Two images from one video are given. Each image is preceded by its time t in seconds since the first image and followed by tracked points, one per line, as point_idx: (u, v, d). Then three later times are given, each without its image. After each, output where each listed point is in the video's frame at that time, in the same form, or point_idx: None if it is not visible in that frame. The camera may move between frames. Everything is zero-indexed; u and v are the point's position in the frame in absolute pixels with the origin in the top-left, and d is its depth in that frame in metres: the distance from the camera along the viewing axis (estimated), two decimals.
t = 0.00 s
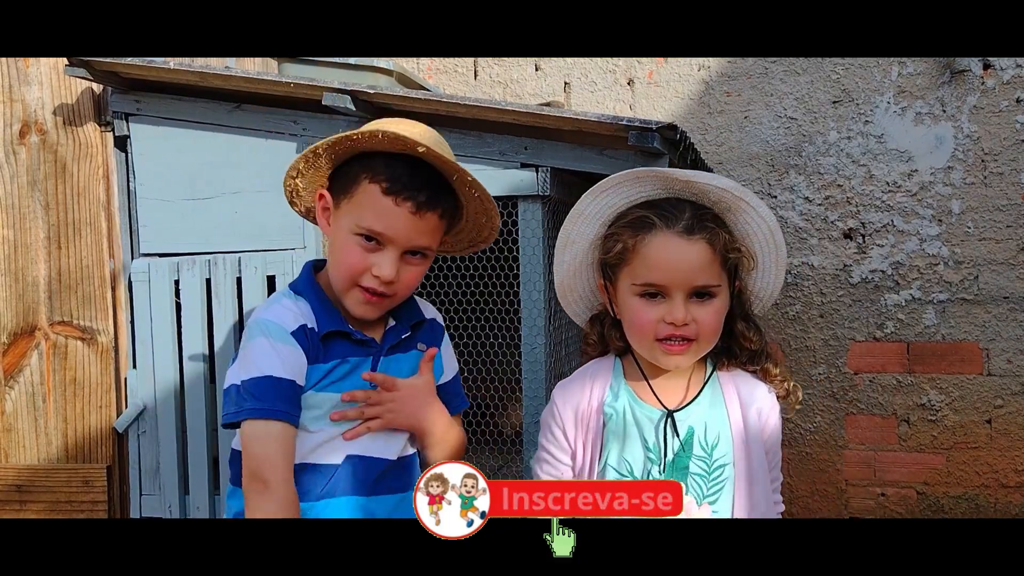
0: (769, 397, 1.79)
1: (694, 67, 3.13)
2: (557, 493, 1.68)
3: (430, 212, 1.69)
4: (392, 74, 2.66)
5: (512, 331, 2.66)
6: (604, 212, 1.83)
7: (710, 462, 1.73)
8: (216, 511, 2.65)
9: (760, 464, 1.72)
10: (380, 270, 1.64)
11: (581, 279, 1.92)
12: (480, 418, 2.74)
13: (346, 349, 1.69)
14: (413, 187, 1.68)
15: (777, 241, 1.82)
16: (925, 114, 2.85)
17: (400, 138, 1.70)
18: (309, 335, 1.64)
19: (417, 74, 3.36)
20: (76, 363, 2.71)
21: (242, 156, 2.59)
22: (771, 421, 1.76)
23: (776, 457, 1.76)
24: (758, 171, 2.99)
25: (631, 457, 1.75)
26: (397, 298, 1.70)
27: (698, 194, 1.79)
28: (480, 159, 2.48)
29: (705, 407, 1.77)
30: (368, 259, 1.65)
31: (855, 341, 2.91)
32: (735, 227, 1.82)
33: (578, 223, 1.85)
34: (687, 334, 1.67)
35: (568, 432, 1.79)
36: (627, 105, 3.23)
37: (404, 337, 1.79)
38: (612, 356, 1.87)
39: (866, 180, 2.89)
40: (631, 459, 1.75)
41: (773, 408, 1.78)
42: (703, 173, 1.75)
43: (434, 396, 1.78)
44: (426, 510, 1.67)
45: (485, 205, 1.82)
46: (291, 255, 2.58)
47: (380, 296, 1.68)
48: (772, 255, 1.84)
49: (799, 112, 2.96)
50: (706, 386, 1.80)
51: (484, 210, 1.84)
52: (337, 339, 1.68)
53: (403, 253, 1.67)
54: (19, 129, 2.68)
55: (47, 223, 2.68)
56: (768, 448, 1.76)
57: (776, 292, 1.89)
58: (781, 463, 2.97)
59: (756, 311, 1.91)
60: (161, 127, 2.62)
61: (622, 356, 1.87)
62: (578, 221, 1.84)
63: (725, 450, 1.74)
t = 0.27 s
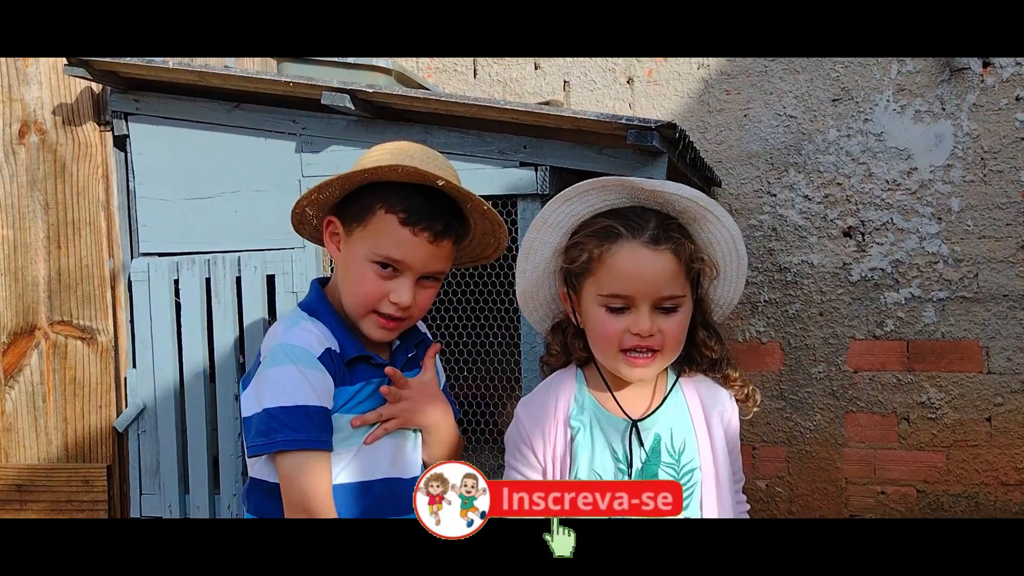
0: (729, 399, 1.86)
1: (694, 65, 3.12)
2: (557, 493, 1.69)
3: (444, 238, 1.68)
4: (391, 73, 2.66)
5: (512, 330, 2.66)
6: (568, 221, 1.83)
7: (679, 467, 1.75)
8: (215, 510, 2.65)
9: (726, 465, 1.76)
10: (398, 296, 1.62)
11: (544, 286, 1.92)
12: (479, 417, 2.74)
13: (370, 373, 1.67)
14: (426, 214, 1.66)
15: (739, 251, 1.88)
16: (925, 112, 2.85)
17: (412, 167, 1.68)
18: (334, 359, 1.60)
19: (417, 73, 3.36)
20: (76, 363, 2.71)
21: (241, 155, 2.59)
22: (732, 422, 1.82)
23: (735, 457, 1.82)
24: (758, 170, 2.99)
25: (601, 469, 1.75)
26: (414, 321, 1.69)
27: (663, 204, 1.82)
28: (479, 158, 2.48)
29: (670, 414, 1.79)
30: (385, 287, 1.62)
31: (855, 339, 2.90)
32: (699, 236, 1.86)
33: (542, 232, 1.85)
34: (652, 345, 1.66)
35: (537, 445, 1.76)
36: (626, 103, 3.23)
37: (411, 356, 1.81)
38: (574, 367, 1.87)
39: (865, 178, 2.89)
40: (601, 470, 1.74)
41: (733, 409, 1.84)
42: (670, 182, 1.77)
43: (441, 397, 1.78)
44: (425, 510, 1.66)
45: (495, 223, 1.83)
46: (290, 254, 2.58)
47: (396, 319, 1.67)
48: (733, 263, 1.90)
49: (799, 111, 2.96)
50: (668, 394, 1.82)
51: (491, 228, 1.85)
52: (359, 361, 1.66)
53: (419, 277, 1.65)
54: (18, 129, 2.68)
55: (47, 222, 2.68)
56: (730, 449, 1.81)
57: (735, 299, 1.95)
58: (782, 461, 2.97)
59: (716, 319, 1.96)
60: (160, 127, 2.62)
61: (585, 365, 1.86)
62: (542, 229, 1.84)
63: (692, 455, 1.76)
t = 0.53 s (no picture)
0: (713, 395, 1.86)
1: (693, 64, 3.11)
2: (557, 493, 1.72)
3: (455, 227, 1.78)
4: (389, 73, 2.66)
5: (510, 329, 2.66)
6: (543, 227, 1.83)
7: (665, 467, 1.75)
8: (215, 511, 2.65)
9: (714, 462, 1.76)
10: (413, 287, 1.73)
11: (522, 292, 1.92)
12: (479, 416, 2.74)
13: (387, 365, 1.76)
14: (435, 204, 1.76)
15: (715, 247, 1.87)
16: (924, 110, 2.85)
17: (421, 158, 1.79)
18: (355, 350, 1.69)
19: (415, 72, 3.36)
20: (75, 363, 2.71)
21: (240, 155, 2.59)
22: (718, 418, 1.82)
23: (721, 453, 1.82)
24: (757, 169, 2.99)
25: (587, 472, 1.74)
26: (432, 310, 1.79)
27: (639, 206, 1.80)
28: (477, 157, 2.48)
29: (654, 414, 1.79)
30: (401, 277, 1.73)
31: (854, 338, 2.90)
32: (675, 235, 1.85)
33: (516, 240, 1.84)
34: (634, 349, 1.67)
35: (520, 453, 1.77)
36: (626, 103, 3.22)
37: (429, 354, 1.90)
38: (557, 370, 1.86)
39: (865, 176, 2.89)
40: (588, 473, 1.74)
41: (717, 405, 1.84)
42: (644, 186, 1.75)
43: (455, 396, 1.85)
44: (426, 510, 1.69)
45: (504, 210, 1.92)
46: (289, 254, 2.58)
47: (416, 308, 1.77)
48: (710, 259, 1.88)
49: (798, 109, 2.96)
50: (651, 394, 1.82)
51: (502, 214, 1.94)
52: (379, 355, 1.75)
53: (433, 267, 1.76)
54: (17, 129, 2.68)
55: (46, 223, 2.68)
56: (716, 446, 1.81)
57: (713, 294, 1.94)
58: (781, 460, 2.96)
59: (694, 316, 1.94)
60: (159, 127, 2.62)
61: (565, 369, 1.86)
62: (517, 237, 1.83)
63: (677, 454, 1.76)
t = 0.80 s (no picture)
0: (712, 391, 1.86)
1: (692, 62, 3.11)
2: (557, 493, 1.70)
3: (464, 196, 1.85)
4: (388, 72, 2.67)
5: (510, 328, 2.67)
6: (547, 221, 1.81)
7: (666, 462, 1.75)
8: (216, 509, 2.66)
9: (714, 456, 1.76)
10: (424, 255, 1.80)
11: (521, 286, 1.92)
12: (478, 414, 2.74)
13: (387, 345, 1.82)
14: (443, 173, 1.84)
15: (717, 243, 1.88)
16: (923, 107, 2.84)
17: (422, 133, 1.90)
18: (354, 327, 1.77)
19: (414, 70, 3.36)
20: (75, 362, 2.71)
21: (238, 154, 2.59)
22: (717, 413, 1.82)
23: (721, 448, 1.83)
24: (756, 166, 2.98)
25: (588, 467, 1.73)
26: (447, 278, 1.85)
27: (643, 200, 1.80)
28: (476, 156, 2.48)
29: (654, 409, 1.79)
30: (413, 246, 1.81)
31: (854, 335, 2.91)
32: (677, 230, 1.86)
33: (520, 232, 1.83)
34: (639, 344, 1.67)
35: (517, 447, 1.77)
36: (624, 100, 3.22)
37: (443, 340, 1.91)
38: (555, 366, 1.86)
39: (864, 173, 2.89)
40: (589, 470, 1.73)
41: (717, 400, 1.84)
42: (651, 180, 1.75)
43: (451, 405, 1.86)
44: (426, 510, 1.69)
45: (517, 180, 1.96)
46: (288, 253, 2.59)
47: (430, 278, 1.84)
48: (710, 256, 1.89)
49: (797, 107, 2.95)
50: (650, 389, 1.82)
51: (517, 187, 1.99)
52: (380, 335, 1.81)
53: (444, 236, 1.83)
54: (15, 128, 2.67)
55: (44, 223, 2.67)
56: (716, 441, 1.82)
57: (711, 289, 1.95)
58: (781, 458, 2.96)
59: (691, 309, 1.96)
60: (158, 126, 2.61)
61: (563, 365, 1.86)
62: (520, 230, 1.82)
63: (678, 448, 1.76)
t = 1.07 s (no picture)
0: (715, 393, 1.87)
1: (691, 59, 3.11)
2: (557, 493, 1.68)
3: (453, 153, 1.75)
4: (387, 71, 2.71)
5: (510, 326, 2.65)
6: (561, 220, 1.79)
7: (677, 460, 1.75)
8: (217, 508, 2.67)
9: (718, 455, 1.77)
10: (408, 212, 1.73)
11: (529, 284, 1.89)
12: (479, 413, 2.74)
13: (351, 310, 1.79)
14: (434, 127, 1.76)
15: (726, 243, 1.89)
16: (922, 103, 2.84)
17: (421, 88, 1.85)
18: (314, 292, 1.81)
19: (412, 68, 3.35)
20: (75, 362, 2.71)
21: (237, 153, 2.59)
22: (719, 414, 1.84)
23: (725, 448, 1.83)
24: (755, 163, 2.98)
25: (602, 467, 1.72)
26: (435, 241, 1.75)
27: (658, 199, 1.80)
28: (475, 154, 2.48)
29: (663, 408, 1.80)
30: (397, 202, 1.74)
31: (853, 331, 2.91)
32: (689, 230, 1.86)
33: (533, 230, 1.80)
34: (654, 344, 1.66)
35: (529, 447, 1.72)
36: (624, 98, 3.21)
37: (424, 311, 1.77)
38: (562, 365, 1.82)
39: (863, 170, 2.89)
40: (602, 469, 1.72)
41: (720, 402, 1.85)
42: (668, 180, 1.75)
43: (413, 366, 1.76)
44: (426, 510, 1.69)
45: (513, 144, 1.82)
46: (288, 252, 2.59)
47: (414, 239, 1.75)
48: (717, 256, 1.90)
49: (796, 103, 2.95)
50: (657, 389, 1.83)
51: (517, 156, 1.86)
52: (344, 300, 1.80)
53: (430, 194, 1.74)
54: (15, 128, 2.67)
55: (44, 223, 2.68)
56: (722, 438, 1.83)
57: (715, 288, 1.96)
58: (781, 454, 2.96)
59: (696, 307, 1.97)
60: (157, 125, 2.61)
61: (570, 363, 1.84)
62: (534, 229, 1.80)
63: (688, 447, 1.77)
